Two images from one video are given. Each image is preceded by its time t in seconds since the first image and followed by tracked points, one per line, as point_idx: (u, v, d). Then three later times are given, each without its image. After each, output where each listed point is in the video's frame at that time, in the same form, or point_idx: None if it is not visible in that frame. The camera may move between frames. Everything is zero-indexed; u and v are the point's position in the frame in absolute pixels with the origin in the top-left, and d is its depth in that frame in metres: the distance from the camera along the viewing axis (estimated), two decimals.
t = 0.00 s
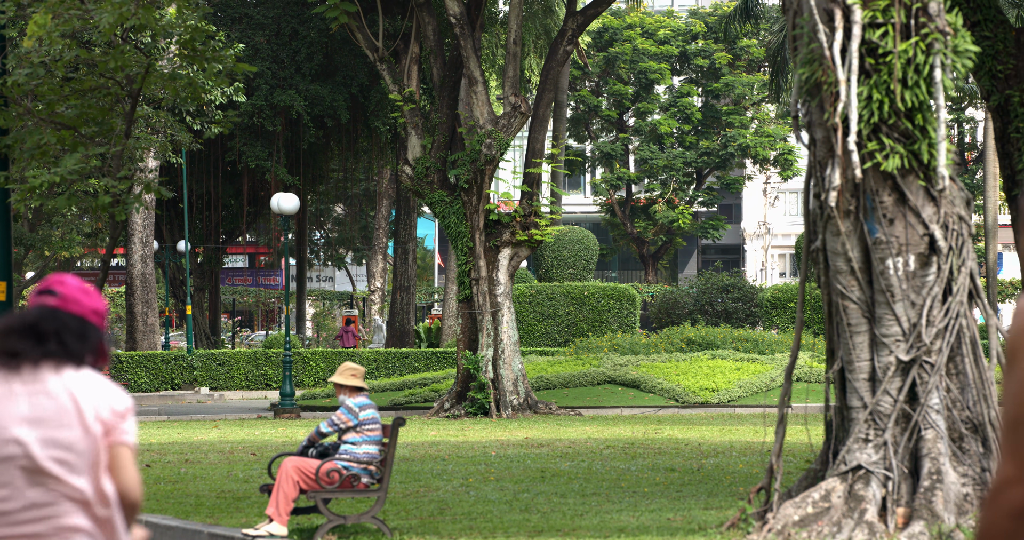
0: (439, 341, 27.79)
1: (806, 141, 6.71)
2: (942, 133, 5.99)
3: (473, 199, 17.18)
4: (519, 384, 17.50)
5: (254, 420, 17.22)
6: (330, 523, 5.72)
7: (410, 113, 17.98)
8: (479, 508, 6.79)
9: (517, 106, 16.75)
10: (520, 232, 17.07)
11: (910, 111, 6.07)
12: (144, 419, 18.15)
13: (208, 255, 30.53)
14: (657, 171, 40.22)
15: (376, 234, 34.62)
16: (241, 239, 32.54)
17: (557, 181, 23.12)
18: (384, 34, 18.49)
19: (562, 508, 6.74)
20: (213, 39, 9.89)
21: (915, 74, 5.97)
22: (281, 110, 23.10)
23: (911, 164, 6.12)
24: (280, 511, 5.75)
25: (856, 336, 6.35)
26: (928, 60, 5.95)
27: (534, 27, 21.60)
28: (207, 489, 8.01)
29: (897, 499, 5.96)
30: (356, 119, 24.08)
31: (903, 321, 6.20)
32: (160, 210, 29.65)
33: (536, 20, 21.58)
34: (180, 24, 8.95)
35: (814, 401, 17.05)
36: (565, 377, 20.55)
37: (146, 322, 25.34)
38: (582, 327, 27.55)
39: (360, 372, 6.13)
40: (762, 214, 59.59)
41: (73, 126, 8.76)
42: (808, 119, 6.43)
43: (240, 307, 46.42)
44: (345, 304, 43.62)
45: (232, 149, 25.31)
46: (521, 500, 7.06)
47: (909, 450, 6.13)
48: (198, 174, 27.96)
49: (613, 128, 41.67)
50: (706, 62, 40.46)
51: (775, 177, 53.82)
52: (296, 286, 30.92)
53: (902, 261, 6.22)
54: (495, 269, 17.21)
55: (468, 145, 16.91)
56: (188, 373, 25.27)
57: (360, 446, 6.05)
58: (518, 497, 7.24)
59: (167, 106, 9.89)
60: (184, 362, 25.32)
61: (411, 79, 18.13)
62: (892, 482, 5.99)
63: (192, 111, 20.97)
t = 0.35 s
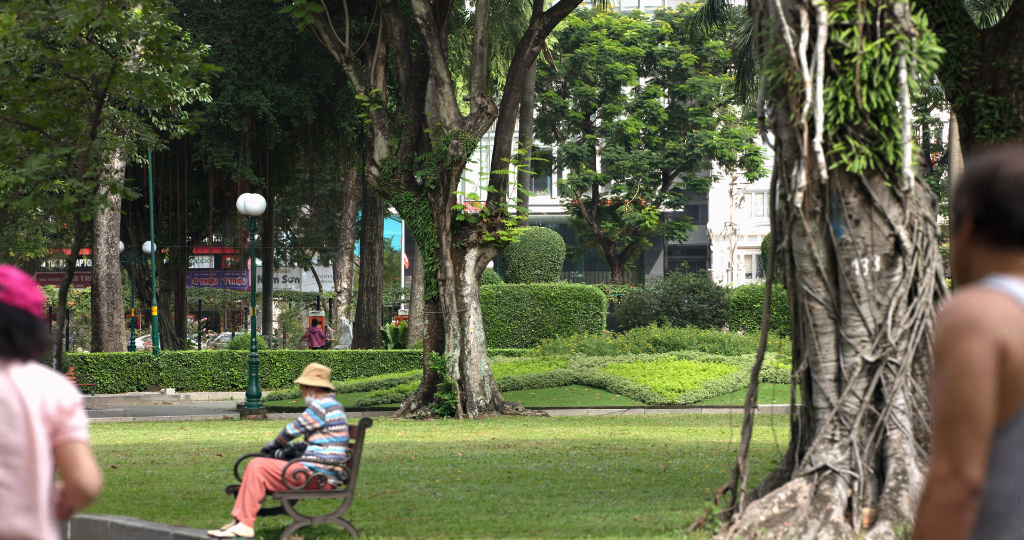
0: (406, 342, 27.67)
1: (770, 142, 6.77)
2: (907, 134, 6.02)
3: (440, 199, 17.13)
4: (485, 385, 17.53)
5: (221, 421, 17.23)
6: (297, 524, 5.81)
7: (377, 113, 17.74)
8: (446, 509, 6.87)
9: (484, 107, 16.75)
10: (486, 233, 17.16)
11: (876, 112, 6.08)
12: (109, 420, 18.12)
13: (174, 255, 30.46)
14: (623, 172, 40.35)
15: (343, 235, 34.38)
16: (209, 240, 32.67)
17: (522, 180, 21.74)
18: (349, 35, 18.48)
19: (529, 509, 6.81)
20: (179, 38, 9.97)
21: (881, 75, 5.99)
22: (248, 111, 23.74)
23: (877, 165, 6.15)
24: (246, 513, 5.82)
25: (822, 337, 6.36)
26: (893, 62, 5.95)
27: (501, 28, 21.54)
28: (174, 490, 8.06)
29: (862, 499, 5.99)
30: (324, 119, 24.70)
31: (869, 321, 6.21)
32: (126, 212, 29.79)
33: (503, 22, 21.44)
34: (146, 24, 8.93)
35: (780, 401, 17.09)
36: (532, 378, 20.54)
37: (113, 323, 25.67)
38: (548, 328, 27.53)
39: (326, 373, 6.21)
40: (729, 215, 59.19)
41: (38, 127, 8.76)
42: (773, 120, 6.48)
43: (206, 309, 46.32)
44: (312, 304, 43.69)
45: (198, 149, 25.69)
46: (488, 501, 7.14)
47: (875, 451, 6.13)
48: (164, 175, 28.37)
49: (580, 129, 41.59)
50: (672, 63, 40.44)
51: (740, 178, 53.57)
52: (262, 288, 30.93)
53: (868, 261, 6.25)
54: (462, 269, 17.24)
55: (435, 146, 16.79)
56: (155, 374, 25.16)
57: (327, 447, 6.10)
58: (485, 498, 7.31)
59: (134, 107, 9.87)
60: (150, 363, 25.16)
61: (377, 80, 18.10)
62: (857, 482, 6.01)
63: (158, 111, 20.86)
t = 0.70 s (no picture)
0: (371, 342, 27.75)
1: (735, 143, 6.81)
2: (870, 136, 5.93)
3: (404, 200, 17.16)
4: (449, 385, 17.49)
5: (183, 422, 17.22)
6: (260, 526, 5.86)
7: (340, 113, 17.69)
8: (408, 510, 6.91)
9: (447, 108, 16.81)
10: (449, 234, 17.21)
11: (837, 113, 6.06)
12: (69, 422, 18.05)
13: (137, 257, 30.24)
14: (585, 173, 40.66)
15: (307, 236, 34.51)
16: (172, 241, 32.59)
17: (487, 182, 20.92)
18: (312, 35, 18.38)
19: (494, 509, 6.82)
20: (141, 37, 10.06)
21: (843, 76, 5.97)
22: (211, 112, 23.55)
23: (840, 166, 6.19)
24: (208, 514, 5.89)
25: (785, 338, 6.35)
26: (855, 63, 5.90)
27: (464, 29, 21.77)
28: (136, 492, 8.09)
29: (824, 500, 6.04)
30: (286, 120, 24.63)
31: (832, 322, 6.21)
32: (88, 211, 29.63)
33: (462, 21, 21.66)
34: (110, 25, 8.98)
35: (743, 401, 17.27)
36: (496, 377, 20.52)
37: (75, 324, 25.52)
38: (512, 329, 27.54)
39: (288, 374, 6.28)
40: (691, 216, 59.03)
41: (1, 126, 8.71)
42: (736, 121, 6.51)
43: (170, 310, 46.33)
44: (274, 305, 43.75)
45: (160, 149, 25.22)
46: (452, 502, 7.20)
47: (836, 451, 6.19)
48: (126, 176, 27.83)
49: (544, 130, 41.44)
50: (637, 64, 40.47)
51: (702, 178, 53.31)
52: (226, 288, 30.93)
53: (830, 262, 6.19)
54: (426, 270, 17.26)
55: (398, 146, 16.77)
56: (117, 375, 25.07)
57: (290, 448, 6.14)
58: (449, 499, 7.36)
59: (94, 108, 9.85)
60: (113, 364, 25.10)
61: (341, 80, 18.02)
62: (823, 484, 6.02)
63: (121, 112, 20.72)
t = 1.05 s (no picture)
0: (336, 343, 27.76)
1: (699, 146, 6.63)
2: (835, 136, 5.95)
3: (369, 200, 17.24)
4: (415, 386, 17.50)
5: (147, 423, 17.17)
6: (224, 526, 5.89)
7: (305, 114, 17.85)
8: (374, 511, 6.94)
9: (413, 108, 17.02)
10: (415, 234, 17.38)
11: (802, 114, 6.12)
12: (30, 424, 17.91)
13: (102, 257, 30.01)
14: (551, 173, 40.44)
15: (273, 236, 34.62)
16: (135, 241, 32.43)
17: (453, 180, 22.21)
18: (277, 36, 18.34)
19: (461, 510, 6.85)
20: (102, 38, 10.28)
21: (808, 77, 6.04)
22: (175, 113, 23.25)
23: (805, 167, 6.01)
24: (173, 515, 5.96)
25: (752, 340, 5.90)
26: (820, 64, 6.03)
27: (430, 29, 21.97)
28: (100, 493, 8.12)
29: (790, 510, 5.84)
30: (250, 121, 24.59)
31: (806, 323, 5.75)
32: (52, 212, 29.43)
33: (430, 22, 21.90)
34: (74, 26, 9.31)
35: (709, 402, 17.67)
36: (461, 378, 20.47)
37: (38, 325, 25.29)
38: (478, 329, 27.63)
39: (253, 375, 6.45)
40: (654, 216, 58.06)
41: None
42: (701, 122, 6.38)
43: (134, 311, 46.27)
44: (239, 306, 43.73)
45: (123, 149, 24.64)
46: (419, 502, 7.25)
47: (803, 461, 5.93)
48: (91, 177, 27.39)
49: (509, 131, 41.28)
50: (602, 65, 40.50)
51: (668, 178, 52.97)
52: (190, 290, 30.57)
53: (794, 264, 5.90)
54: (391, 270, 17.39)
55: (363, 147, 16.91)
56: (81, 377, 24.98)
57: (255, 449, 6.24)
58: (414, 499, 7.39)
59: (58, 108, 10.07)
60: (77, 365, 24.97)
61: (305, 80, 18.02)
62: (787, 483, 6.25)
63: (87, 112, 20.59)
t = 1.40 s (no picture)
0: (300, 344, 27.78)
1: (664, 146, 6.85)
2: (798, 136, 6.26)
3: (334, 201, 17.39)
4: (380, 387, 17.66)
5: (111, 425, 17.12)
6: (189, 526, 5.93)
7: (270, 115, 17.95)
8: (339, 511, 7.03)
9: (378, 109, 17.12)
10: (381, 235, 17.47)
11: (767, 115, 6.36)
12: None
13: (65, 257, 29.68)
14: (517, 173, 39.98)
15: (237, 237, 34.57)
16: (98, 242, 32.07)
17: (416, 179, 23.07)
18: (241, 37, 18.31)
19: (425, 511, 6.93)
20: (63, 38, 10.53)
21: (773, 78, 6.28)
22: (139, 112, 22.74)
23: (769, 167, 6.31)
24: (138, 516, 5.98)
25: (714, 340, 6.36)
26: (784, 65, 6.29)
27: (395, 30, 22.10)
28: (64, 494, 8.13)
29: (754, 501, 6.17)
30: (216, 122, 23.78)
31: (762, 323, 6.27)
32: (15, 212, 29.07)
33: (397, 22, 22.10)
34: (39, 25, 9.67)
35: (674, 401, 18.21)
36: (426, 379, 20.51)
37: None
38: (443, 330, 28.25)
39: (218, 376, 6.51)
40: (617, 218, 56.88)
41: None
42: (667, 122, 6.58)
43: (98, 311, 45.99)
44: (204, 307, 43.52)
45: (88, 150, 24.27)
46: (383, 503, 7.32)
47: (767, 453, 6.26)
48: (55, 177, 27.34)
49: (475, 132, 41.06)
50: (566, 66, 39.84)
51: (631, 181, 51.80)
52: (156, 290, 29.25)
53: (760, 264, 6.28)
54: (356, 271, 17.45)
55: (328, 147, 17.04)
56: (46, 378, 24.86)
57: (219, 450, 6.29)
58: (379, 501, 7.49)
59: (24, 107, 10.40)
60: (40, 366, 24.85)
61: (271, 81, 18.26)
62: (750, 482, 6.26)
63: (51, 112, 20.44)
